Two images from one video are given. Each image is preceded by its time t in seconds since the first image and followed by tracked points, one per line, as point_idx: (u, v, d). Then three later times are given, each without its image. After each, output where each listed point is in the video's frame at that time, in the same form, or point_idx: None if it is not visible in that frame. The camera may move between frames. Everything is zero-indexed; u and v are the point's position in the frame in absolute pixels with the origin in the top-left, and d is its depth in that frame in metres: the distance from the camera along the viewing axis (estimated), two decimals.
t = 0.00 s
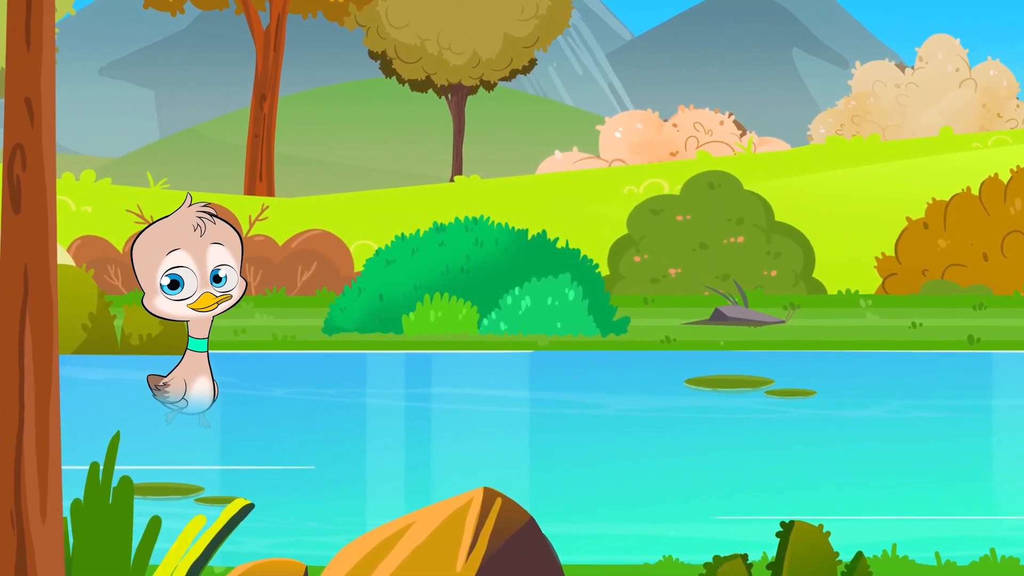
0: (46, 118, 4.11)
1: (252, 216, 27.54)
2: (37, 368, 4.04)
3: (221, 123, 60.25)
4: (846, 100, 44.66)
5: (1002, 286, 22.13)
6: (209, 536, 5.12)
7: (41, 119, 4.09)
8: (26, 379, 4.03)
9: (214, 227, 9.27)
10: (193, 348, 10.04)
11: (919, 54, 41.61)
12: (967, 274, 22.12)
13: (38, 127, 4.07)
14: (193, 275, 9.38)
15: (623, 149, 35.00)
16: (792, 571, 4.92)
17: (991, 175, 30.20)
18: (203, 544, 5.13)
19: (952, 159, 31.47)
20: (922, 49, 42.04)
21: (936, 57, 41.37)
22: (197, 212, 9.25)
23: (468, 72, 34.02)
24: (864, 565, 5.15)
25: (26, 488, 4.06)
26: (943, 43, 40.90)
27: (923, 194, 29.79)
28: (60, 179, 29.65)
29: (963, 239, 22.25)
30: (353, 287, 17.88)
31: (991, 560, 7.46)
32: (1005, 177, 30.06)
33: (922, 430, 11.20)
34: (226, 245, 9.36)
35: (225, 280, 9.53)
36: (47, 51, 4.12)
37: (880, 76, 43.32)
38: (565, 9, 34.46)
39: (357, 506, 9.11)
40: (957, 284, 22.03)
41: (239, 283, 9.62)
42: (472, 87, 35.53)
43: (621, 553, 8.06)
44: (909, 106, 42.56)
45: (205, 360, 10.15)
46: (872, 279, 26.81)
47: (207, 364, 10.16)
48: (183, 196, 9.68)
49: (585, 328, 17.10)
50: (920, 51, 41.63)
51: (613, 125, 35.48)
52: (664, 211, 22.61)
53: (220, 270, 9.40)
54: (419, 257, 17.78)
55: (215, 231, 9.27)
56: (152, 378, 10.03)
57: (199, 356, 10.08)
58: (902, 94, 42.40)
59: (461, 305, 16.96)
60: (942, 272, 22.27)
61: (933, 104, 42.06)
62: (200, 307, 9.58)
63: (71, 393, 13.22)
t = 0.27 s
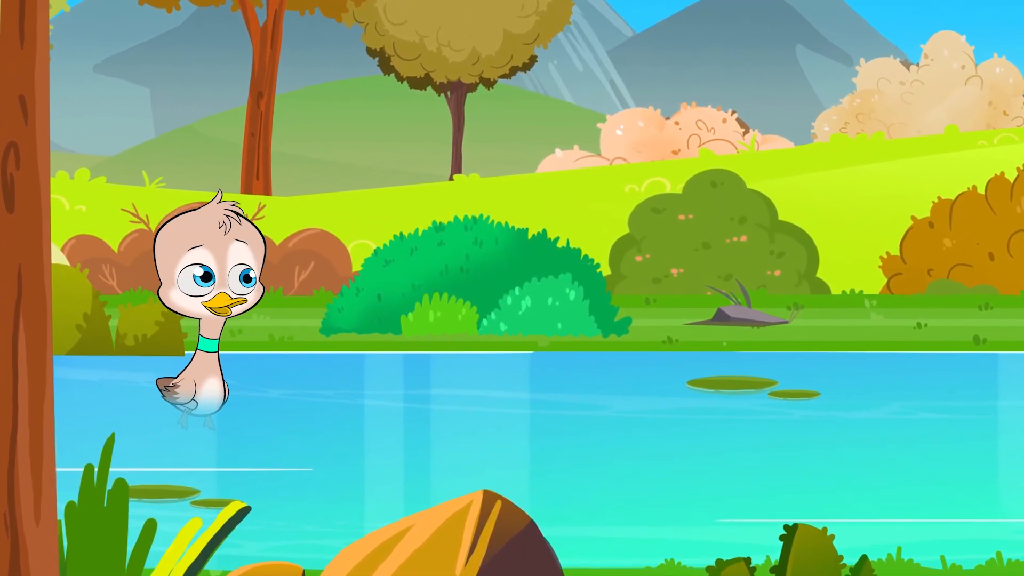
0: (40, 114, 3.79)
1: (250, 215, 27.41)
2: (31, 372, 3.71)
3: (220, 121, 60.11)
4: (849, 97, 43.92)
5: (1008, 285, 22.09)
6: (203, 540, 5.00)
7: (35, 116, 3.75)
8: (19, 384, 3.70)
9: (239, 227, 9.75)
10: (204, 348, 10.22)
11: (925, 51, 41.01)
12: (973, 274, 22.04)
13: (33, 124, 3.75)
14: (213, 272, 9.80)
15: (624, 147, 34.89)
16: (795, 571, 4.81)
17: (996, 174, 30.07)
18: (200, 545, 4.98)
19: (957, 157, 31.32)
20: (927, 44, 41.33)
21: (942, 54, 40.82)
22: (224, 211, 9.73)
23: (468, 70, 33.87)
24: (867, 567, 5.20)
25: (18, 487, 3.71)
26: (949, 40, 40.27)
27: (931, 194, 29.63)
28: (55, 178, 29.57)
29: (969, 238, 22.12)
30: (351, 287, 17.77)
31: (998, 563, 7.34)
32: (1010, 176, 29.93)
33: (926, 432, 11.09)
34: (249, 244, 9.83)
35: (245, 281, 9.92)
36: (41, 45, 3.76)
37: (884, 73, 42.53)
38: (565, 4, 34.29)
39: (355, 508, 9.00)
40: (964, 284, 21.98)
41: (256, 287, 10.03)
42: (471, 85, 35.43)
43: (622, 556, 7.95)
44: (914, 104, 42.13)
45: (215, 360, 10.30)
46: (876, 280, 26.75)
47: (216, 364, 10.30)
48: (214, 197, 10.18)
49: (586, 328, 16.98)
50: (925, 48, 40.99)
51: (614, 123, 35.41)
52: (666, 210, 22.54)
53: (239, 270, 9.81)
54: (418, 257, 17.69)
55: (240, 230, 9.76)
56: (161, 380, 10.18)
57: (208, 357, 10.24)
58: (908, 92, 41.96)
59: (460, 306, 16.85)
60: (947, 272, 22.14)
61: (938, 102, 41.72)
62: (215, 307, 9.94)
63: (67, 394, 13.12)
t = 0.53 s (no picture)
0: (37, 113, 3.46)
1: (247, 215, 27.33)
2: (28, 379, 3.41)
3: (219, 120, 60.08)
4: (853, 94, 43.96)
5: (1012, 285, 22.10)
6: (200, 544, 4.89)
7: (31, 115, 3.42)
8: (16, 394, 3.39)
9: (210, 212, 10.13)
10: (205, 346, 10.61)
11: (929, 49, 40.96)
12: (977, 274, 22.03)
13: (29, 124, 3.41)
14: (196, 262, 10.23)
15: (625, 146, 34.86)
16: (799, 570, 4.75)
17: (998, 173, 30.02)
18: (196, 549, 4.89)
19: (959, 156, 31.26)
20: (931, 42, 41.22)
21: (946, 52, 40.76)
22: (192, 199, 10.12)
23: (468, 68, 33.83)
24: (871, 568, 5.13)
25: (16, 503, 3.41)
26: (953, 39, 40.19)
27: (932, 194, 29.58)
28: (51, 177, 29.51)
29: (973, 238, 22.07)
30: (350, 287, 17.70)
31: (1002, 564, 7.25)
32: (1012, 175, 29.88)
33: (929, 433, 11.02)
34: (224, 229, 10.23)
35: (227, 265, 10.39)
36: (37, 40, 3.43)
37: (888, 71, 42.42)
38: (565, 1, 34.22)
39: (353, 510, 8.91)
40: (968, 284, 21.97)
41: (238, 267, 10.51)
42: (471, 84, 35.38)
43: (624, 558, 7.87)
44: (917, 103, 42.16)
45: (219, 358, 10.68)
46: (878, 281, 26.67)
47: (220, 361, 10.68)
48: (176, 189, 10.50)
49: (586, 329, 16.92)
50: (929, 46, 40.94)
51: (616, 122, 35.38)
52: (667, 210, 22.44)
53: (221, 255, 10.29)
54: (418, 256, 17.62)
55: (210, 215, 10.13)
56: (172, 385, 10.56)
57: (211, 354, 10.63)
58: (911, 91, 41.99)
59: (460, 306, 16.78)
60: (951, 271, 22.08)
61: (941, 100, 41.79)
62: (205, 296, 10.43)
63: (63, 395, 13.06)
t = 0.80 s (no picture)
0: (34, 112, 3.42)
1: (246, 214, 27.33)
2: (24, 379, 3.36)
3: (218, 119, 60.10)
4: (854, 94, 43.48)
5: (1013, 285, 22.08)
6: (199, 546, 4.84)
7: (29, 114, 3.38)
8: (13, 396, 3.35)
9: (258, 220, 9.74)
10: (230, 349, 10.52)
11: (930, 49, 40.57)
12: (979, 274, 22.00)
13: (27, 122, 3.37)
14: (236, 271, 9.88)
15: (625, 145, 34.86)
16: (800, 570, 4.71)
17: (999, 173, 29.98)
18: (194, 550, 4.84)
19: (960, 156, 31.21)
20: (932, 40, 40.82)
21: (948, 51, 40.50)
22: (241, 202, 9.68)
23: (468, 66, 33.80)
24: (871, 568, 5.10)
25: (12, 502, 3.36)
26: (955, 38, 39.92)
27: (932, 194, 29.53)
28: (50, 176, 29.52)
29: (975, 238, 22.05)
30: (350, 286, 17.67)
31: (1004, 565, 7.20)
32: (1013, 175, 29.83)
33: (932, 434, 10.98)
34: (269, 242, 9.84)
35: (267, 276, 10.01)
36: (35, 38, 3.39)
37: (890, 70, 41.85)
38: None
39: (353, 511, 8.87)
40: (969, 284, 21.94)
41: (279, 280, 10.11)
42: (471, 83, 35.33)
43: (624, 559, 7.83)
44: (919, 101, 42.02)
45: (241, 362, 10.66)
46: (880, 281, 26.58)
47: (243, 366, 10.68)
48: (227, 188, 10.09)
49: (587, 329, 16.88)
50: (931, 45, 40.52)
51: (616, 121, 35.45)
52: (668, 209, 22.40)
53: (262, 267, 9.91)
54: (417, 256, 17.57)
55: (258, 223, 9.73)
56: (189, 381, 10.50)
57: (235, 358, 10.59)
58: (913, 90, 41.77)
59: (460, 306, 16.75)
60: (953, 271, 22.06)
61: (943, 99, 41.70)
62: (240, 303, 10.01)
63: (61, 395, 13.04)
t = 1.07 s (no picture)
0: (35, 112, 3.41)
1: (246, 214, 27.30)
2: (24, 379, 3.36)
3: (218, 118, 60.15)
4: (854, 94, 43.64)
5: (1013, 285, 22.08)
6: (199, 545, 4.83)
7: (29, 114, 3.37)
8: (13, 396, 3.34)
9: (271, 219, 9.77)
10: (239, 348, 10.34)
11: (931, 49, 40.69)
12: (979, 274, 22.00)
13: (27, 122, 3.37)
14: (247, 271, 9.89)
15: (625, 145, 34.84)
16: (800, 571, 4.71)
17: (999, 174, 29.98)
18: (194, 550, 4.84)
19: (960, 156, 31.21)
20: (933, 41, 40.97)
21: (948, 51, 40.55)
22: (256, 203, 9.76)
23: (468, 66, 33.82)
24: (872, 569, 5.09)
25: (12, 500, 3.36)
26: (954, 37, 39.97)
27: (932, 193, 29.52)
28: (50, 176, 29.53)
29: (975, 238, 22.06)
30: (349, 286, 17.66)
31: (1003, 565, 7.19)
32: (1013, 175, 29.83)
33: (933, 434, 10.97)
34: (281, 241, 9.85)
35: (279, 281, 9.97)
36: (36, 38, 3.37)
37: (890, 70, 42.00)
38: None
39: (353, 511, 8.86)
40: (969, 284, 21.94)
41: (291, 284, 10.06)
42: (471, 83, 35.32)
43: (624, 559, 7.82)
44: (919, 101, 41.93)
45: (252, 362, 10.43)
46: (880, 282, 26.57)
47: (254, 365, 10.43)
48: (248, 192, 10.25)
49: (587, 329, 16.87)
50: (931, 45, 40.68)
51: (616, 121, 35.38)
52: (668, 209, 22.41)
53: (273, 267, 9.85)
54: (417, 256, 17.57)
55: (271, 223, 9.77)
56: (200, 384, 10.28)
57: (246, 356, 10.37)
58: (913, 89, 41.75)
59: (460, 306, 16.75)
60: (953, 271, 22.06)
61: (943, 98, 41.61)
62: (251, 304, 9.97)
63: (61, 395, 13.05)
